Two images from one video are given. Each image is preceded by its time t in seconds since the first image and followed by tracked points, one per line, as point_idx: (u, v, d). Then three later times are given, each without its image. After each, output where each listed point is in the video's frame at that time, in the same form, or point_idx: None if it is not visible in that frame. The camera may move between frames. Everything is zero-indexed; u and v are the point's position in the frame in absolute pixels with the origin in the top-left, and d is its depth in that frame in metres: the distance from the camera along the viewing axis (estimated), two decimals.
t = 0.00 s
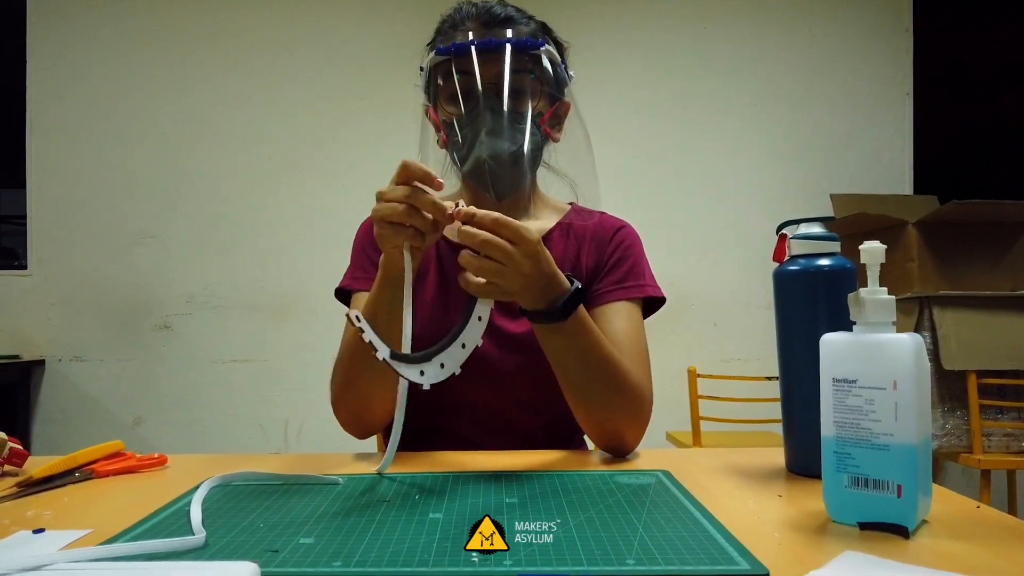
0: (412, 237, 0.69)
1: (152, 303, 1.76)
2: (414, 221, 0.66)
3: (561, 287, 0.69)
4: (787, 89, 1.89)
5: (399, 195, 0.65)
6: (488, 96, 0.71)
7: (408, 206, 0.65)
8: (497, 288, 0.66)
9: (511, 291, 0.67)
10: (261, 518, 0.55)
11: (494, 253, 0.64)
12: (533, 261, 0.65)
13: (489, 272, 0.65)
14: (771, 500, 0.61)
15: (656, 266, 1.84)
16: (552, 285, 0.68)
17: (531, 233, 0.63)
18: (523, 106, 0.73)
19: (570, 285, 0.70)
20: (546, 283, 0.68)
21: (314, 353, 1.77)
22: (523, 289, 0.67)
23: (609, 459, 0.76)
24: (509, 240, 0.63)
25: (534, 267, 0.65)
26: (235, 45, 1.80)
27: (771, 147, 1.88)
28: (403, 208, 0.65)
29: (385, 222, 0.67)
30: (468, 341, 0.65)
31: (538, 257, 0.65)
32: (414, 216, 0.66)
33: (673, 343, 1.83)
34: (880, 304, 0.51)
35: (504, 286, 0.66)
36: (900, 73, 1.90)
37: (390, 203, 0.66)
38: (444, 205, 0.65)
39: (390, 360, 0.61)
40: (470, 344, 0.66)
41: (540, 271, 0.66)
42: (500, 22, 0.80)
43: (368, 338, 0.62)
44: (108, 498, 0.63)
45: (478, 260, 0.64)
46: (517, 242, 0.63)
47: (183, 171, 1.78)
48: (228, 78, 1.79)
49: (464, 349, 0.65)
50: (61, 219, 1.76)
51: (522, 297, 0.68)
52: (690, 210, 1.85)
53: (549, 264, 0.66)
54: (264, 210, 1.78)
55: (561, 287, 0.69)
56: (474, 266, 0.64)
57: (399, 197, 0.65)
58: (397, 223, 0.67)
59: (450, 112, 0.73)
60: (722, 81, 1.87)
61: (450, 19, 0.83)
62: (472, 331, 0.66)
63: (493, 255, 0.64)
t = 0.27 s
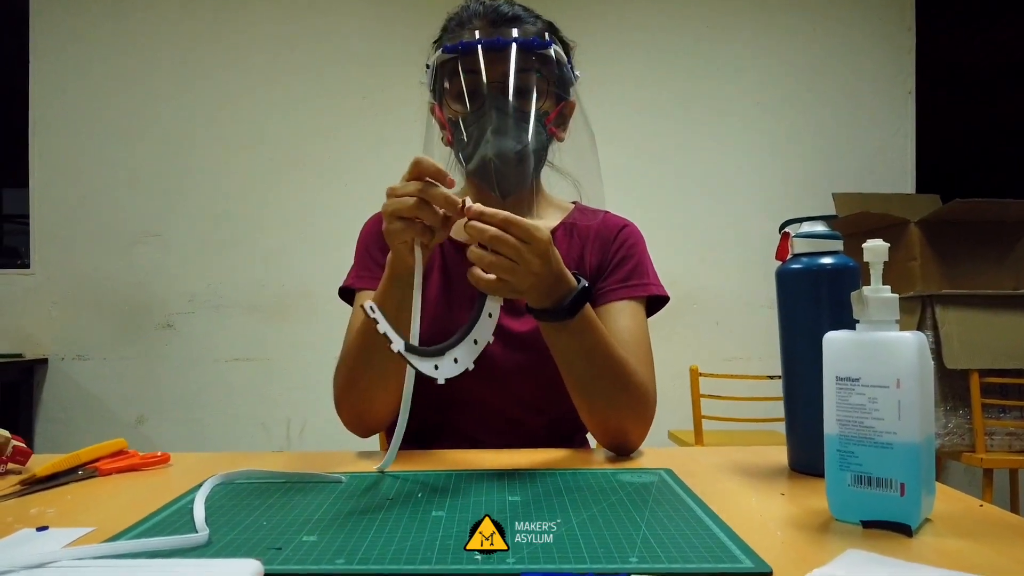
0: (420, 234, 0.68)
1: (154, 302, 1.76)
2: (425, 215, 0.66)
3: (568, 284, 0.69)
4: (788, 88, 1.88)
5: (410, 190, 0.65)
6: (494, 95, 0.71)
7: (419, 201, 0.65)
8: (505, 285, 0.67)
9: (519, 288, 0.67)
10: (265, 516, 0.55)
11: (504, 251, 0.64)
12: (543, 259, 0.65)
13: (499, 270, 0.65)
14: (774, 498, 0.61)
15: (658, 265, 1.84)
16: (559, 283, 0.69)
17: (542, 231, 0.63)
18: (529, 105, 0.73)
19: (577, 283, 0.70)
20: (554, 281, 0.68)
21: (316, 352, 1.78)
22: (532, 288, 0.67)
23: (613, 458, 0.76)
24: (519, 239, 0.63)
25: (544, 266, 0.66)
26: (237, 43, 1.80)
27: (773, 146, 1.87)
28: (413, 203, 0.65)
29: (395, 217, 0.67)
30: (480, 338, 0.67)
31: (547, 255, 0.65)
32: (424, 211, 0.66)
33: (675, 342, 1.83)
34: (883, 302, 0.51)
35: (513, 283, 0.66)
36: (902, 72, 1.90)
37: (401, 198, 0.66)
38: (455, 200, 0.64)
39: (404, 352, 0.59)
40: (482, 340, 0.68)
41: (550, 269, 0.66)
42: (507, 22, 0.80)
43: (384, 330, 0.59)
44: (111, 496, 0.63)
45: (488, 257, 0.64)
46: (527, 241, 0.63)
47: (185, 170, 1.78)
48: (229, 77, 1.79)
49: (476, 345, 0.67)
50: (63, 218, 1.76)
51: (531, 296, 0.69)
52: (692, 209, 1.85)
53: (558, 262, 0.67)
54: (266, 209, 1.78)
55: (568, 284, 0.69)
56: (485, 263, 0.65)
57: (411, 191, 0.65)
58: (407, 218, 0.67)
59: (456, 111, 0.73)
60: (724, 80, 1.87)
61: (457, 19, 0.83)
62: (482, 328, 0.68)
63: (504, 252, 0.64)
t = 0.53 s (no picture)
0: (414, 237, 0.68)
1: (156, 300, 1.76)
2: (418, 219, 0.66)
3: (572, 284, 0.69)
4: (791, 85, 1.88)
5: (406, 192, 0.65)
6: (499, 92, 0.70)
7: (413, 204, 0.65)
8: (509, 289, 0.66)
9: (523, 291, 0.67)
10: (267, 513, 0.56)
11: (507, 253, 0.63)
12: (547, 263, 0.65)
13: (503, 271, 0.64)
14: (776, 496, 0.61)
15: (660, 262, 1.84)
16: (563, 283, 0.68)
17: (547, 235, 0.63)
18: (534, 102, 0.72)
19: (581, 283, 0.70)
20: (557, 282, 0.68)
21: (318, 350, 1.78)
22: (535, 291, 0.67)
23: (615, 456, 0.76)
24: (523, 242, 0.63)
25: (548, 269, 0.65)
26: (238, 41, 1.80)
27: (775, 143, 1.87)
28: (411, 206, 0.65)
29: (388, 218, 0.67)
30: (493, 342, 0.70)
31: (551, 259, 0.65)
32: (419, 213, 0.66)
33: (677, 340, 1.83)
34: (887, 300, 0.50)
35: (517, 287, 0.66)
36: (906, 69, 1.90)
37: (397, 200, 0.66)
38: (451, 210, 0.65)
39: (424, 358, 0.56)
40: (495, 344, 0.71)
41: (553, 272, 0.66)
42: (512, 18, 0.80)
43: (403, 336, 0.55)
44: (114, 493, 0.63)
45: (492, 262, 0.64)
46: (531, 243, 0.63)
47: (187, 168, 1.78)
48: (231, 75, 1.79)
49: (490, 350, 0.70)
50: (65, 216, 1.76)
51: (533, 298, 0.69)
52: (694, 206, 1.85)
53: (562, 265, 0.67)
54: (267, 206, 1.78)
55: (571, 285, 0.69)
56: (488, 264, 0.64)
57: (406, 193, 0.65)
58: (400, 220, 0.67)
59: (461, 107, 0.73)
60: (726, 77, 1.87)
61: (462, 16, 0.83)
62: (494, 333, 0.71)
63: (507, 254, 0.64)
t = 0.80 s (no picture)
0: (417, 233, 0.68)
1: (158, 299, 1.76)
2: (420, 214, 0.65)
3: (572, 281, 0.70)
4: (792, 83, 1.88)
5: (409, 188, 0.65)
6: (500, 92, 0.71)
7: (416, 199, 0.65)
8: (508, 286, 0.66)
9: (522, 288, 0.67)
10: (269, 510, 0.55)
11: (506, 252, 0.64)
12: (546, 261, 0.65)
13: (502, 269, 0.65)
14: (777, 493, 0.61)
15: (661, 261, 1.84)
16: (563, 280, 0.69)
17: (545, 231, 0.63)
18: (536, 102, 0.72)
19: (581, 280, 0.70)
20: (557, 277, 0.68)
21: (320, 348, 1.78)
22: (535, 289, 0.68)
23: (616, 453, 0.76)
24: (520, 239, 0.63)
25: (547, 267, 0.66)
26: (239, 40, 1.80)
27: (777, 142, 1.87)
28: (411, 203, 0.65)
29: (390, 214, 0.67)
30: (490, 336, 0.71)
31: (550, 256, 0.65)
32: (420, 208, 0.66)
33: (678, 338, 1.83)
34: (888, 297, 0.50)
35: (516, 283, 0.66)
36: (907, 67, 1.89)
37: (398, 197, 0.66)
38: (453, 206, 0.65)
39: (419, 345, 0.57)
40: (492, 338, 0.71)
41: (553, 269, 0.66)
42: (514, 18, 0.80)
43: (401, 323, 0.56)
44: (114, 490, 0.63)
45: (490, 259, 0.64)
46: (529, 241, 0.63)
47: (188, 166, 1.78)
48: (232, 73, 1.80)
49: (487, 344, 0.70)
50: (67, 215, 1.77)
51: (534, 295, 0.69)
52: (695, 205, 1.85)
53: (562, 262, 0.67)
54: (269, 205, 1.78)
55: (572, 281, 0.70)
56: (487, 262, 0.64)
57: (409, 190, 0.65)
58: (402, 216, 0.67)
59: (462, 107, 0.73)
60: (727, 76, 1.87)
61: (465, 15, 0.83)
62: (491, 327, 0.72)
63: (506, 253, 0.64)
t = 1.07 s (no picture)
0: (417, 228, 0.67)
1: (160, 295, 1.77)
2: (425, 209, 0.65)
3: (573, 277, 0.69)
4: (794, 79, 1.87)
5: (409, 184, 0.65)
6: (501, 85, 0.70)
7: (419, 195, 0.65)
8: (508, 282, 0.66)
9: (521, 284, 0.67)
10: (271, 505, 0.56)
11: (505, 245, 0.63)
12: (545, 256, 0.65)
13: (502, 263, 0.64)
14: (778, 488, 0.61)
15: (662, 257, 1.84)
16: (564, 276, 0.68)
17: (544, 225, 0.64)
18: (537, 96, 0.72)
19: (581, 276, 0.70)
20: (558, 273, 0.68)
21: (321, 344, 1.78)
22: (534, 284, 0.68)
23: (618, 448, 0.76)
24: (520, 232, 0.63)
25: (546, 262, 0.66)
26: (240, 37, 1.80)
27: (779, 138, 1.86)
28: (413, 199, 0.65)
29: (394, 210, 0.67)
30: (488, 329, 0.69)
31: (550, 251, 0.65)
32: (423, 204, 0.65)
33: (679, 334, 1.82)
34: (890, 291, 0.50)
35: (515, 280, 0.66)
36: (910, 62, 1.88)
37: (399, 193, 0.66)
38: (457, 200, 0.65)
39: (414, 333, 0.58)
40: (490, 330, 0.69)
41: (552, 264, 0.66)
42: (517, 12, 0.80)
43: (395, 310, 0.58)
44: (116, 485, 0.64)
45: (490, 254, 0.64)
46: (529, 235, 0.63)
47: (189, 163, 1.78)
48: (233, 70, 1.79)
49: (484, 336, 0.68)
50: (69, 211, 1.77)
51: (534, 289, 0.69)
52: (696, 201, 1.84)
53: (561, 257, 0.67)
54: (270, 202, 1.78)
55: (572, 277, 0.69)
56: (487, 257, 0.64)
57: (411, 185, 0.65)
58: (405, 211, 0.66)
59: (463, 100, 0.73)
60: (729, 71, 1.86)
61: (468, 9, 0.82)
62: (489, 320, 0.70)
63: (504, 247, 0.64)
